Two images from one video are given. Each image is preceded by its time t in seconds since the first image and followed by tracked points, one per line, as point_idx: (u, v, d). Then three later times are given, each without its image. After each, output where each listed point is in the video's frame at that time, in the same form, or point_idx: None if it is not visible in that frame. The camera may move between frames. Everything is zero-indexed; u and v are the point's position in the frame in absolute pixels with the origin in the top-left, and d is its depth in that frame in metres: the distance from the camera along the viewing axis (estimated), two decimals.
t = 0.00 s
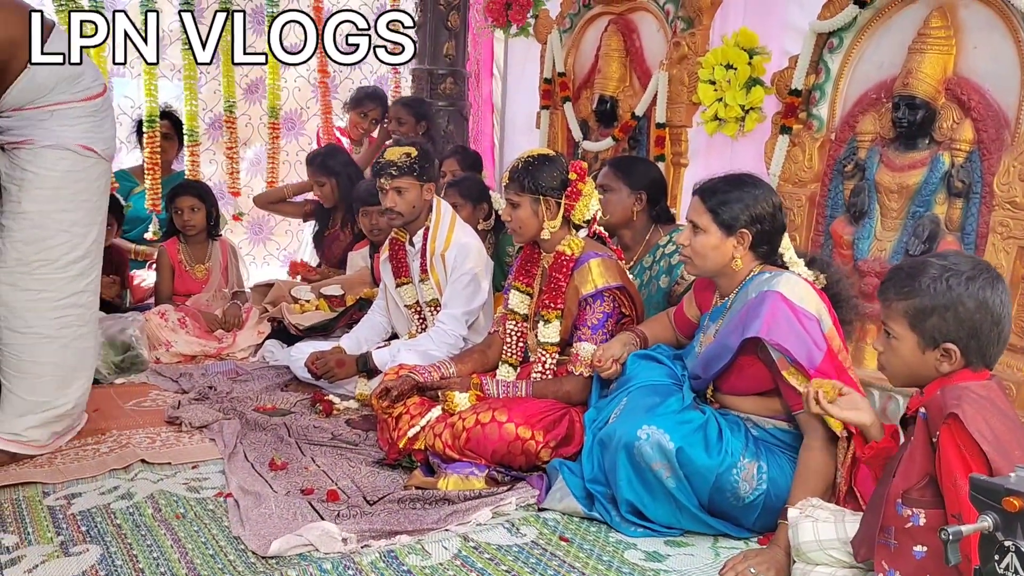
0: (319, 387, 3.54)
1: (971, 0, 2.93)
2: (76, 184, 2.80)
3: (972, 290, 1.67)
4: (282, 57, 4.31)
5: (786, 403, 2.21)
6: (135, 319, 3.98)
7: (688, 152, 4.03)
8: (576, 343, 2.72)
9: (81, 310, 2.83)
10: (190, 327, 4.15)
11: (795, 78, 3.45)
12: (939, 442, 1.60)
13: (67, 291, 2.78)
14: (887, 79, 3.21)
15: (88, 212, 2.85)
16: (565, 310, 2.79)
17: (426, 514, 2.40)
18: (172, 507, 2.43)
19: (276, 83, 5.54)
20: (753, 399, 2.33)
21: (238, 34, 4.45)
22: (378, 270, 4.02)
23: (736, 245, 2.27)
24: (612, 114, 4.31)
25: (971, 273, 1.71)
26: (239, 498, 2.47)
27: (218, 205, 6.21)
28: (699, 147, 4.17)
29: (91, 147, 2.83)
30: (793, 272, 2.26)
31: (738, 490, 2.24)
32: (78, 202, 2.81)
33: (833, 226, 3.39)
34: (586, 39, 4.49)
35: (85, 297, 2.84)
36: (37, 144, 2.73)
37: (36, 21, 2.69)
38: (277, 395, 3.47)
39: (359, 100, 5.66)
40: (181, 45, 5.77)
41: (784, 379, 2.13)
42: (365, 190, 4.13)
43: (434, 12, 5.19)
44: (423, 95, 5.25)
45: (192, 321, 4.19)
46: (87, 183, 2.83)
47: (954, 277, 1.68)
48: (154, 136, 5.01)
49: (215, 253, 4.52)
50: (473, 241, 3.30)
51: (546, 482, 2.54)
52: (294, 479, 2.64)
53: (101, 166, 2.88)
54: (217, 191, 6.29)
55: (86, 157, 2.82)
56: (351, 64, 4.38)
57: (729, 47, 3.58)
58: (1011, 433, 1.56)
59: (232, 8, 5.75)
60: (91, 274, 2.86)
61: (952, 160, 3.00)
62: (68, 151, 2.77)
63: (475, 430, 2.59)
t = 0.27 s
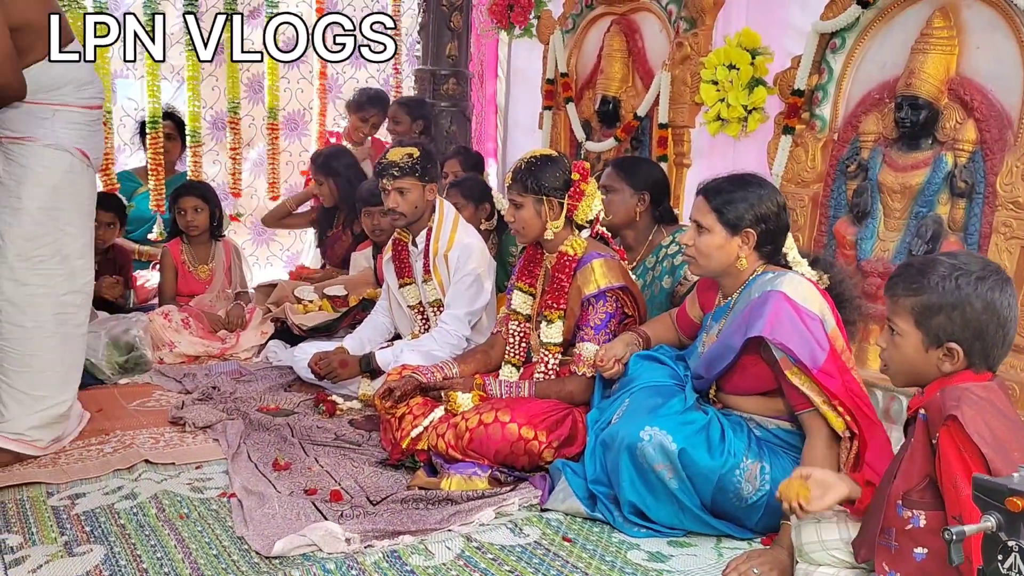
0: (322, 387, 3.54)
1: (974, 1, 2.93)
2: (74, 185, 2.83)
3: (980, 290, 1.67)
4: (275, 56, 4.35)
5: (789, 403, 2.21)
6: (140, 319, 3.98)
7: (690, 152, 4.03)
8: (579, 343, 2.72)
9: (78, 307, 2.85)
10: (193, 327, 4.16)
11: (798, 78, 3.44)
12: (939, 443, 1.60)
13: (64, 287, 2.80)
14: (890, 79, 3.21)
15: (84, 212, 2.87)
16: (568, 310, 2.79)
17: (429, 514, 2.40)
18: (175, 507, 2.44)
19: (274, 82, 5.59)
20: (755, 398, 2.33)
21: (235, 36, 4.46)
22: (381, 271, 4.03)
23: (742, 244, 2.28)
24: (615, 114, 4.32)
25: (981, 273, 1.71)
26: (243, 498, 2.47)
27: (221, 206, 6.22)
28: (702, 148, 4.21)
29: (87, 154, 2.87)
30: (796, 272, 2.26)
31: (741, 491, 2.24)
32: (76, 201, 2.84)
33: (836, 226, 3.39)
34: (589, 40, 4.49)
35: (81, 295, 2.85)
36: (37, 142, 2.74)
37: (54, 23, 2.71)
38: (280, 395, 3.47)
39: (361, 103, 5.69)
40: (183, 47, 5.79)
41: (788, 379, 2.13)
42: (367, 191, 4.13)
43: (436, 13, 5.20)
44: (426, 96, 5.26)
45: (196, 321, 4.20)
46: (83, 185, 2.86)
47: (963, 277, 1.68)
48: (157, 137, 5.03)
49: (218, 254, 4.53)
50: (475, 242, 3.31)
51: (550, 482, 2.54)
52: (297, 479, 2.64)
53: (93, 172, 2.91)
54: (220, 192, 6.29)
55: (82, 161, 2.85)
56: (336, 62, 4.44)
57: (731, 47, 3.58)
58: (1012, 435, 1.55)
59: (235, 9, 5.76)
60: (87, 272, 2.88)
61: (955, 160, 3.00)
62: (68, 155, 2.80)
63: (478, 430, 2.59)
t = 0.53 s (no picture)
0: (325, 386, 3.55)
1: None
2: (82, 180, 2.86)
3: (981, 292, 1.67)
4: (283, 57, 4.30)
5: (794, 402, 2.21)
6: (142, 319, 3.99)
7: (693, 151, 4.02)
8: (582, 342, 2.72)
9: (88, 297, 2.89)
10: (196, 327, 4.16)
11: (801, 77, 3.44)
12: (942, 442, 1.60)
13: (79, 278, 2.85)
14: (892, 78, 3.21)
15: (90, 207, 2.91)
16: (570, 309, 2.79)
17: (432, 513, 2.40)
18: (179, 506, 2.44)
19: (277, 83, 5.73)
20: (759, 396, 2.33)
21: (237, 36, 4.45)
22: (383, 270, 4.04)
23: (750, 239, 2.28)
24: (617, 114, 4.31)
25: (983, 275, 1.70)
26: (246, 497, 2.48)
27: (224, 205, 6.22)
28: (705, 148, 4.22)
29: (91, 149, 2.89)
30: (802, 270, 2.25)
31: (744, 491, 2.24)
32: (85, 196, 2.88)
33: (839, 225, 3.39)
34: (591, 39, 4.49)
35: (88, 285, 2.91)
36: (52, 137, 2.75)
37: (31, 21, 2.60)
38: (283, 394, 3.48)
39: (358, 105, 5.64)
40: (186, 47, 5.79)
41: (794, 377, 2.13)
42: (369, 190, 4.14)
43: (438, 12, 5.20)
44: (428, 95, 5.26)
45: (198, 320, 4.21)
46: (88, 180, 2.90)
47: (964, 278, 1.68)
48: (162, 136, 5.03)
49: (220, 253, 4.53)
50: (478, 241, 3.31)
51: (553, 482, 2.54)
52: (301, 478, 2.64)
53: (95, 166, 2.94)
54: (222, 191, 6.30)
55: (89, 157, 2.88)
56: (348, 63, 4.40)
57: (734, 46, 3.58)
58: (1014, 435, 1.55)
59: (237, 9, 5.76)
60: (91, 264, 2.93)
61: (958, 159, 3.01)
62: (80, 153, 2.83)
63: (480, 429, 2.59)
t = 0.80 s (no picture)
0: (326, 385, 3.55)
1: None
2: (112, 171, 3.05)
3: (985, 289, 1.67)
4: (288, 60, 4.30)
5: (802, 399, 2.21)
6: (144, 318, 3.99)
7: (695, 149, 4.02)
8: (584, 341, 2.72)
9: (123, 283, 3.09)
10: (198, 326, 4.16)
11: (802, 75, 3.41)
12: (948, 440, 1.60)
13: (115, 266, 3.04)
14: (895, 76, 3.20)
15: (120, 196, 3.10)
16: (573, 308, 2.79)
17: (434, 512, 2.40)
18: (181, 505, 2.44)
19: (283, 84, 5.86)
20: (762, 392, 2.33)
21: (239, 38, 4.45)
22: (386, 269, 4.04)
23: (762, 230, 2.27)
24: (619, 111, 4.31)
25: (985, 272, 1.70)
26: (248, 495, 2.48)
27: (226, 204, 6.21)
28: (708, 146, 4.22)
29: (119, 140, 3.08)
30: (810, 266, 2.25)
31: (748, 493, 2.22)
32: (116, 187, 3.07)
33: (841, 223, 3.39)
34: (592, 37, 4.49)
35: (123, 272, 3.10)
36: (81, 131, 2.93)
37: (20, 19, 2.81)
38: (285, 393, 3.48)
39: (354, 102, 5.66)
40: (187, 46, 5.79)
41: (804, 375, 2.13)
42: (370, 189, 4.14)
43: (440, 10, 5.19)
44: (430, 94, 5.26)
45: (200, 319, 4.21)
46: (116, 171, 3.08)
47: (968, 276, 1.67)
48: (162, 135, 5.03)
49: (222, 251, 4.53)
50: (480, 239, 3.31)
51: (556, 481, 2.52)
52: (303, 477, 2.64)
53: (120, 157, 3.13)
54: (224, 190, 6.29)
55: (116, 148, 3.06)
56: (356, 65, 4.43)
57: (736, 44, 3.57)
58: (1019, 431, 1.55)
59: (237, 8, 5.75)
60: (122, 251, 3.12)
61: (961, 156, 3.02)
62: (107, 144, 3.01)
63: (483, 428, 2.59)
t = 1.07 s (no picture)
0: (327, 383, 3.55)
1: None
2: (141, 172, 3.11)
3: (976, 279, 1.68)
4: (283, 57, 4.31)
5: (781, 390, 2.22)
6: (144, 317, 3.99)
7: (694, 146, 4.02)
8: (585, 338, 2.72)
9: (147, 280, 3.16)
10: (199, 325, 4.16)
11: (802, 71, 3.43)
12: (960, 433, 1.59)
13: (142, 264, 3.11)
14: (895, 72, 3.21)
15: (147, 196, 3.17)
16: (573, 304, 2.79)
17: (434, 509, 2.40)
18: (181, 502, 2.44)
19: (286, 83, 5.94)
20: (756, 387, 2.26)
21: (236, 37, 4.46)
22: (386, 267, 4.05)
23: (761, 224, 2.27)
24: (618, 109, 4.31)
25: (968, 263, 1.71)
26: (249, 493, 2.48)
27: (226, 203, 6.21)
28: (706, 143, 4.22)
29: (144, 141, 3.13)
30: (807, 261, 2.24)
31: (746, 490, 2.23)
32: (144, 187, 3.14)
33: (841, 219, 3.39)
34: (591, 35, 4.49)
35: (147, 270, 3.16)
36: (115, 133, 2.99)
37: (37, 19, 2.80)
38: (286, 391, 3.48)
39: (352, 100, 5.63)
40: (188, 45, 5.80)
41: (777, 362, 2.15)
42: (370, 188, 4.14)
43: (439, 8, 5.19)
44: (430, 92, 5.26)
45: (201, 317, 4.21)
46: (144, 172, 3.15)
47: (956, 272, 1.68)
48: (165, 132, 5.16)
49: (222, 249, 4.54)
50: (480, 237, 3.32)
51: (556, 480, 2.51)
52: (303, 474, 2.65)
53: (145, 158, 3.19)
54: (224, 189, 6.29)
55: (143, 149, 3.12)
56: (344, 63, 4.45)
57: (736, 41, 3.56)
58: None
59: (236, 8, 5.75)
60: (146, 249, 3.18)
61: (962, 153, 3.03)
62: (136, 145, 3.07)
63: (483, 425, 2.59)
